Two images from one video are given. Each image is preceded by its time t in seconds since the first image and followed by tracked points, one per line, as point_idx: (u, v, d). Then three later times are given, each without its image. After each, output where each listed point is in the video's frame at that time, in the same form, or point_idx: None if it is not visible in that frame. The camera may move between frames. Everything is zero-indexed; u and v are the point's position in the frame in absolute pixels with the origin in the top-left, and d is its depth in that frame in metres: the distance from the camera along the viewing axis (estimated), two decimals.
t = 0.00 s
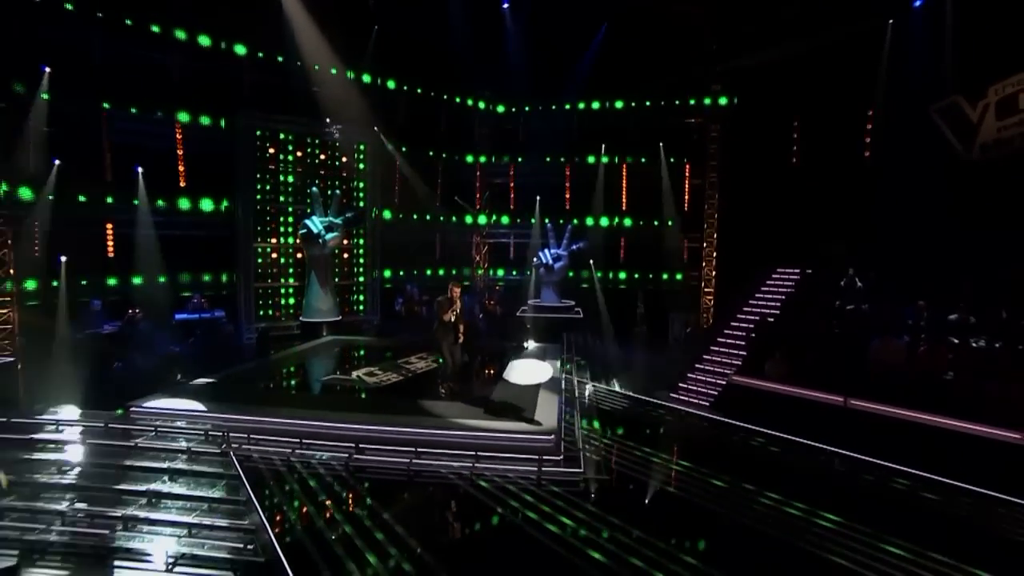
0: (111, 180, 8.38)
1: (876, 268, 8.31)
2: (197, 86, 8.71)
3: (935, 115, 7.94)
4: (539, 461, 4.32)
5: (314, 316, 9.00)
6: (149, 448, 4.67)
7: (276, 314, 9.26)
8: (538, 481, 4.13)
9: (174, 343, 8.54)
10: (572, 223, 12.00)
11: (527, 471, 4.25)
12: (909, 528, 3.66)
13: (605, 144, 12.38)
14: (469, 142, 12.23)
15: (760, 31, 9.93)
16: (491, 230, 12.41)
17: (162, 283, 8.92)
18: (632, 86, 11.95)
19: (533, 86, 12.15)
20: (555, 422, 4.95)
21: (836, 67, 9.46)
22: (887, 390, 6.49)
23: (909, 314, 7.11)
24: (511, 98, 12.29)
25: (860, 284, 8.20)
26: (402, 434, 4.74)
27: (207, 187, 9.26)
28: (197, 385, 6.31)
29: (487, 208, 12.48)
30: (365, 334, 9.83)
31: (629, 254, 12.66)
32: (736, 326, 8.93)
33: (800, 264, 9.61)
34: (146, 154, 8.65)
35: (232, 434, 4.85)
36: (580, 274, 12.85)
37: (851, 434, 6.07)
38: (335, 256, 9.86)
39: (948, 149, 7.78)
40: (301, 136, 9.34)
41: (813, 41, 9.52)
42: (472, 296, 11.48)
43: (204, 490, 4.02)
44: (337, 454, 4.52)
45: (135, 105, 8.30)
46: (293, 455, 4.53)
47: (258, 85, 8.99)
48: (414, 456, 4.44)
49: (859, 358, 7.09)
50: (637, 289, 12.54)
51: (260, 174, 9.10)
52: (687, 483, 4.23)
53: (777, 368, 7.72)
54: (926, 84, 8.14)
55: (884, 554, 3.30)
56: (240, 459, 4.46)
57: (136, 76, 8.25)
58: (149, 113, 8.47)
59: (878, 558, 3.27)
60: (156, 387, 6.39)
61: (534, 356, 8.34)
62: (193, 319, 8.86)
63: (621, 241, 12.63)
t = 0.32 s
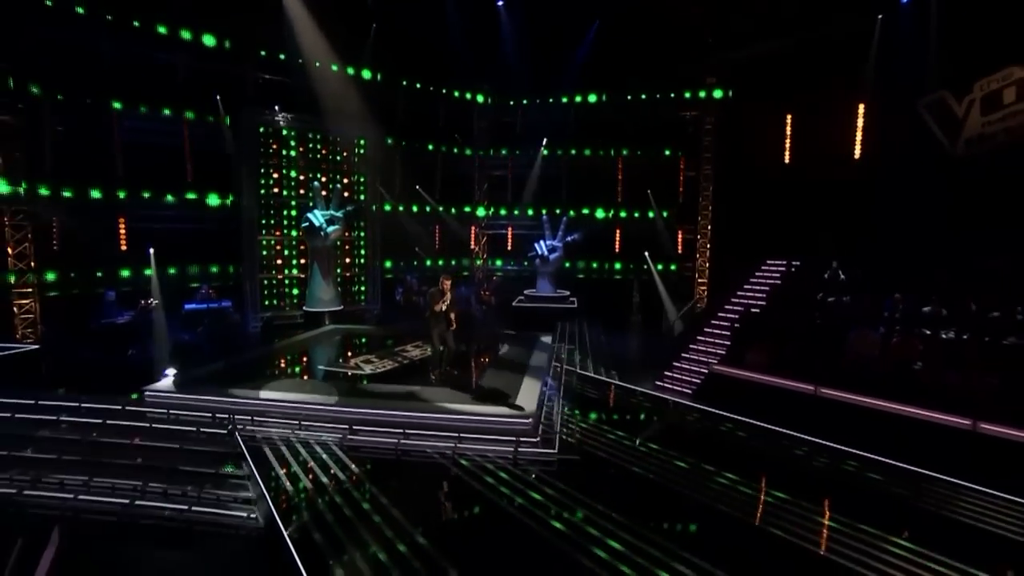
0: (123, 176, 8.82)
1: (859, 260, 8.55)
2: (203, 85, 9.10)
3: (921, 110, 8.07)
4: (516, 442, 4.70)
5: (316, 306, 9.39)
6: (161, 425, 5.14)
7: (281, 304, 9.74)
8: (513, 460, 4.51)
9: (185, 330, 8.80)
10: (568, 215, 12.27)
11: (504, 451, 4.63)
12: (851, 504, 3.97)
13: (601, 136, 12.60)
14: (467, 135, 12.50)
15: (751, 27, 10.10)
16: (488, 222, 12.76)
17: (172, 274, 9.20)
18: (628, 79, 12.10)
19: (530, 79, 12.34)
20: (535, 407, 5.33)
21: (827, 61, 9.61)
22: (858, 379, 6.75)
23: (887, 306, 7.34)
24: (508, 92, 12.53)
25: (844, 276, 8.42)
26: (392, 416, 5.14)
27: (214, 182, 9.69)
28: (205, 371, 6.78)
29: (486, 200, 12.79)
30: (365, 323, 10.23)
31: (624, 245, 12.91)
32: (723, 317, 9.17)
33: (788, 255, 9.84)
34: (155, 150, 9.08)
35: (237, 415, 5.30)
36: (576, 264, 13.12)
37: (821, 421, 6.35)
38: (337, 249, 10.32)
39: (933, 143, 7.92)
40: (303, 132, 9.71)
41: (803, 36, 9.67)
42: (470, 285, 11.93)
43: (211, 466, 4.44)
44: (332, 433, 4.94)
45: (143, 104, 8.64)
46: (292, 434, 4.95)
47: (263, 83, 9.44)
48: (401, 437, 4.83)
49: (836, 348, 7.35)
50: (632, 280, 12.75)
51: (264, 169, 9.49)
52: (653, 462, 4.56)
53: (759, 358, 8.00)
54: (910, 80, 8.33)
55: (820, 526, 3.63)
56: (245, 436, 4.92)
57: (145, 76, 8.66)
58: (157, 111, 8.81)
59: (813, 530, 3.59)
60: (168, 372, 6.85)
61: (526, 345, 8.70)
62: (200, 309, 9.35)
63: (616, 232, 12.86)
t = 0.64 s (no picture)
0: (112, 172, 9.04)
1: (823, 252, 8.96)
2: (189, 81, 9.28)
3: (884, 108, 8.58)
4: (483, 425, 5.10)
5: (304, 298, 9.69)
6: (154, 409, 5.54)
7: (269, 295, 10.12)
8: (480, 440, 4.92)
9: (176, 322, 8.97)
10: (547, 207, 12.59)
11: (472, 433, 5.03)
12: (783, 477, 4.34)
13: (583, 129, 12.86)
14: (451, 129, 12.82)
15: (726, 24, 10.37)
16: (473, 214, 13.10)
17: (161, 268, 9.51)
18: (609, 74, 12.33)
19: (513, 74, 12.53)
20: (505, 389, 5.77)
21: (796, 60, 9.95)
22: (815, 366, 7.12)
23: (844, 297, 7.76)
24: (490, 86, 12.67)
25: (807, 268, 8.83)
26: (371, 401, 5.51)
27: (201, 176, 9.93)
28: (196, 360, 7.11)
29: (470, 193, 13.14)
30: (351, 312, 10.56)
31: (605, 236, 13.26)
32: (692, 307, 9.54)
33: (759, 247, 10.25)
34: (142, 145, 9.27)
35: (226, 402, 5.67)
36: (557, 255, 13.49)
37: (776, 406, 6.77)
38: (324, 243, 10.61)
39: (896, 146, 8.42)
40: (288, 127, 9.96)
41: (774, 35, 10.01)
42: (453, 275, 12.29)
43: (201, 447, 4.81)
44: (314, 417, 5.31)
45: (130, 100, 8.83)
46: (277, 418, 5.32)
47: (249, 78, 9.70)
48: (378, 421, 5.22)
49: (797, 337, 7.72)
50: (612, 270, 13.12)
51: (251, 164, 9.68)
52: (611, 441, 4.96)
53: (724, 348, 8.15)
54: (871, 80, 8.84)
55: (751, 498, 3.99)
56: (233, 420, 5.29)
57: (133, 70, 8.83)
58: (144, 107, 9.00)
59: (744, 500, 3.96)
60: (161, 361, 7.18)
61: (504, 333, 9.07)
62: (192, 301, 9.55)
63: (597, 223, 13.19)
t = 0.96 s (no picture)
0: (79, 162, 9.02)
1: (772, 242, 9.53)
2: (154, 72, 9.46)
3: (830, 105, 9.25)
4: (440, 406, 5.53)
5: (276, 288, 9.92)
6: (128, 397, 5.76)
7: (241, 286, 10.22)
8: (438, 419, 5.35)
9: (145, 313, 9.45)
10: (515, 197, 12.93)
11: (430, 413, 5.46)
12: (709, 449, 4.83)
13: (551, 122, 13.21)
14: (419, 122, 13.07)
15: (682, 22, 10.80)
16: (443, 204, 13.41)
17: (132, 260, 9.47)
18: (574, 66, 12.56)
19: (480, 66, 12.87)
20: (462, 372, 6.20)
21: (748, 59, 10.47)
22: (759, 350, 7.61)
23: (787, 285, 8.30)
24: (457, 78, 12.99)
25: (758, 258, 9.35)
26: (336, 384, 5.87)
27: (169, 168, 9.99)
28: (169, 349, 7.34)
29: (441, 183, 13.46)
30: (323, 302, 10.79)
31: (573, 226, 13.62)
32: (651, 293, 9.86)
33: (716, 237, 10.77)
34: (108, 136, 9.34)
35: (200, 387, 5.96)
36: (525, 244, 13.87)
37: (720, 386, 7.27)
38: (294, 234, 10.80)
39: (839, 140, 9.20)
40: (257, 118, 10.06)
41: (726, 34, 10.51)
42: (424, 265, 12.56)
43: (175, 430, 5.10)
44: (283, 400, 5.66)
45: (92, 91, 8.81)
46: (248, 403, 5.65)
47: (216, 69, 9.94)
48: (343, 403, 5.60)
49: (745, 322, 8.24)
50: (580, 259, 13.50)
51: (221, 156, 9.82)
52: (558, 419, 5.40)
53: (676, 337, 8.37)
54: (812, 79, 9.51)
55: (677, 467, 4.46)
56: (206, 404, 5.58)
57: (97, 61, 8.87)
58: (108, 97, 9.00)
59: (671, 469, 4.42)
60: (133, 350, 7.40)
61: (471, 321, 9.44)
62: (163, 292, 9.84)
63: (564, 213, 13.53)
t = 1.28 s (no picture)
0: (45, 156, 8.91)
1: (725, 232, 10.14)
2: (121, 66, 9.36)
3: (783, 104, 9.34)
4: (402, 388, 5.97)
5: (249, 280, 10.22)
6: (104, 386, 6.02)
7: (214, 277, 10.76)
8: (401, 400, 5.79)
9: (118, 306, 9.34)
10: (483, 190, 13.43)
11: (393, 395, 5.90)
12: (648, 424, 5.34)
13: (519, 116, 13.63)
14: (391, 115, 13.40)
15: (643, 21, 11.20)
16: (413, 196, 13.73)
17: (103, 253, 9.55)
18: (541, 61, 13.09)
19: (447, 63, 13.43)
20: (426, 357, 6.62)
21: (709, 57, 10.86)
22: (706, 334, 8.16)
23: (736, 274, 8.83)
24: (427, 72, 13.57)
25: (711, 249, 9.91)
26: (306, 369, 6.22)
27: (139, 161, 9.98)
28: (142, 340, 7.56)
29: (412, 174, 13.78)
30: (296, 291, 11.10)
31: (541, 217, 14.10)
32: (610, 286, 10.32)
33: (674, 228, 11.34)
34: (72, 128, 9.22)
35: (174, 374, 6.28)
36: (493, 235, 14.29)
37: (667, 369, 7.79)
38: (269, 227, 11.32)
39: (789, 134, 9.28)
40: (227, 113, 10.57)
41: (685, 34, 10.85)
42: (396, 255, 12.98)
43: (151, 415, 5.41)
44: (254, 386, 6.00)
45: (56, 84, 8.72)
46: (222, 388, 5.98)
47: (184, 63, 9.96)
48: (313, 387, 5.97)
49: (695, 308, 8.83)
50: (548, 248, 14.03)
51: (192, 150, 10.30)
52: (516, 401, 5.86)
53: (632, 321, 8.88)
54: (764, 79, 9.66)
55: (618, 441, 4.93)
56: (181, 390, 5.90)
57: (61, 54, 8.73)
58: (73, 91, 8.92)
59: (611, 443, 4.89)
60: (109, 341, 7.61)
61: (439, 309, 9.84)
62: (136, 285, 9.60)
63: (533, 205, 14.00)
